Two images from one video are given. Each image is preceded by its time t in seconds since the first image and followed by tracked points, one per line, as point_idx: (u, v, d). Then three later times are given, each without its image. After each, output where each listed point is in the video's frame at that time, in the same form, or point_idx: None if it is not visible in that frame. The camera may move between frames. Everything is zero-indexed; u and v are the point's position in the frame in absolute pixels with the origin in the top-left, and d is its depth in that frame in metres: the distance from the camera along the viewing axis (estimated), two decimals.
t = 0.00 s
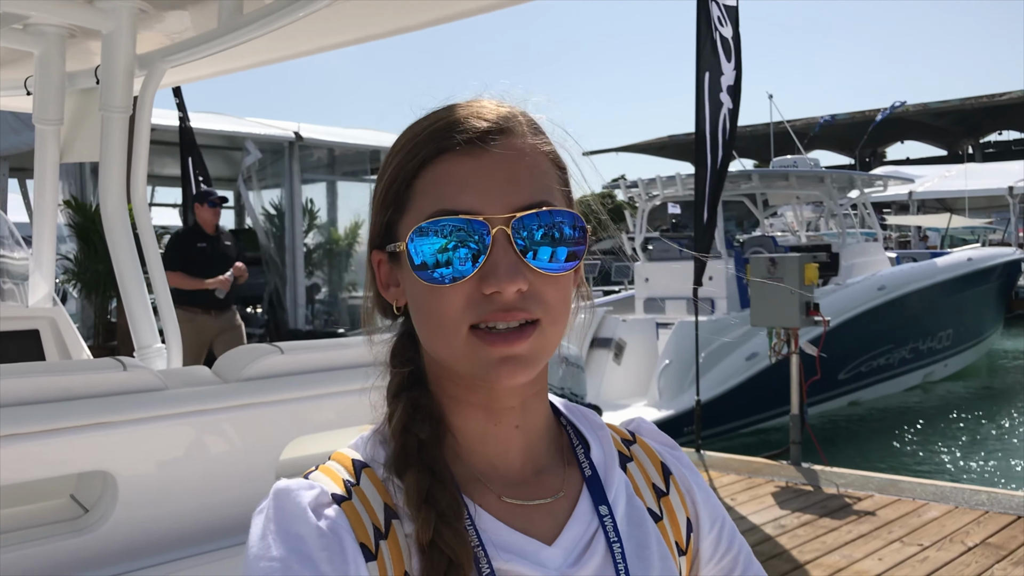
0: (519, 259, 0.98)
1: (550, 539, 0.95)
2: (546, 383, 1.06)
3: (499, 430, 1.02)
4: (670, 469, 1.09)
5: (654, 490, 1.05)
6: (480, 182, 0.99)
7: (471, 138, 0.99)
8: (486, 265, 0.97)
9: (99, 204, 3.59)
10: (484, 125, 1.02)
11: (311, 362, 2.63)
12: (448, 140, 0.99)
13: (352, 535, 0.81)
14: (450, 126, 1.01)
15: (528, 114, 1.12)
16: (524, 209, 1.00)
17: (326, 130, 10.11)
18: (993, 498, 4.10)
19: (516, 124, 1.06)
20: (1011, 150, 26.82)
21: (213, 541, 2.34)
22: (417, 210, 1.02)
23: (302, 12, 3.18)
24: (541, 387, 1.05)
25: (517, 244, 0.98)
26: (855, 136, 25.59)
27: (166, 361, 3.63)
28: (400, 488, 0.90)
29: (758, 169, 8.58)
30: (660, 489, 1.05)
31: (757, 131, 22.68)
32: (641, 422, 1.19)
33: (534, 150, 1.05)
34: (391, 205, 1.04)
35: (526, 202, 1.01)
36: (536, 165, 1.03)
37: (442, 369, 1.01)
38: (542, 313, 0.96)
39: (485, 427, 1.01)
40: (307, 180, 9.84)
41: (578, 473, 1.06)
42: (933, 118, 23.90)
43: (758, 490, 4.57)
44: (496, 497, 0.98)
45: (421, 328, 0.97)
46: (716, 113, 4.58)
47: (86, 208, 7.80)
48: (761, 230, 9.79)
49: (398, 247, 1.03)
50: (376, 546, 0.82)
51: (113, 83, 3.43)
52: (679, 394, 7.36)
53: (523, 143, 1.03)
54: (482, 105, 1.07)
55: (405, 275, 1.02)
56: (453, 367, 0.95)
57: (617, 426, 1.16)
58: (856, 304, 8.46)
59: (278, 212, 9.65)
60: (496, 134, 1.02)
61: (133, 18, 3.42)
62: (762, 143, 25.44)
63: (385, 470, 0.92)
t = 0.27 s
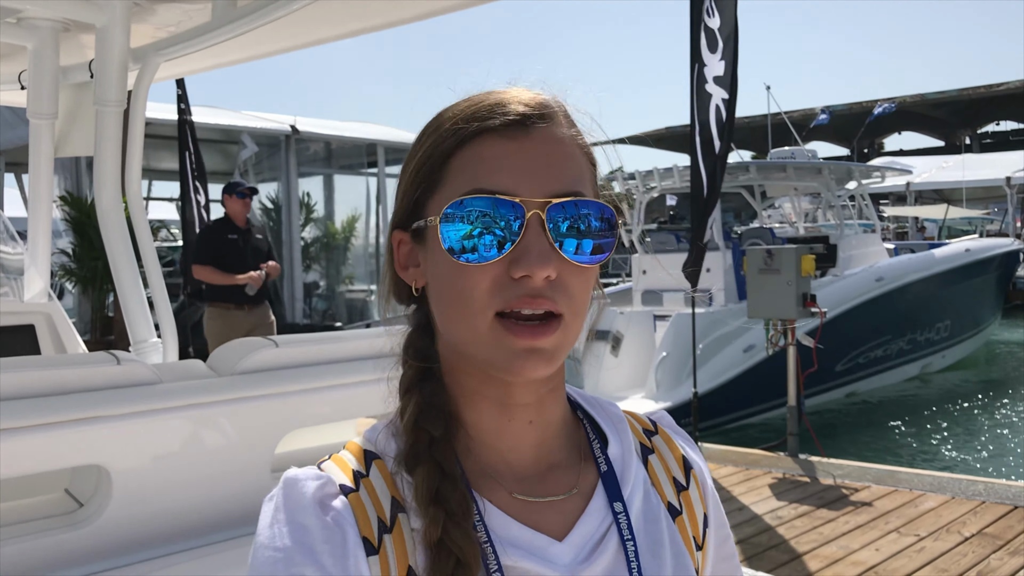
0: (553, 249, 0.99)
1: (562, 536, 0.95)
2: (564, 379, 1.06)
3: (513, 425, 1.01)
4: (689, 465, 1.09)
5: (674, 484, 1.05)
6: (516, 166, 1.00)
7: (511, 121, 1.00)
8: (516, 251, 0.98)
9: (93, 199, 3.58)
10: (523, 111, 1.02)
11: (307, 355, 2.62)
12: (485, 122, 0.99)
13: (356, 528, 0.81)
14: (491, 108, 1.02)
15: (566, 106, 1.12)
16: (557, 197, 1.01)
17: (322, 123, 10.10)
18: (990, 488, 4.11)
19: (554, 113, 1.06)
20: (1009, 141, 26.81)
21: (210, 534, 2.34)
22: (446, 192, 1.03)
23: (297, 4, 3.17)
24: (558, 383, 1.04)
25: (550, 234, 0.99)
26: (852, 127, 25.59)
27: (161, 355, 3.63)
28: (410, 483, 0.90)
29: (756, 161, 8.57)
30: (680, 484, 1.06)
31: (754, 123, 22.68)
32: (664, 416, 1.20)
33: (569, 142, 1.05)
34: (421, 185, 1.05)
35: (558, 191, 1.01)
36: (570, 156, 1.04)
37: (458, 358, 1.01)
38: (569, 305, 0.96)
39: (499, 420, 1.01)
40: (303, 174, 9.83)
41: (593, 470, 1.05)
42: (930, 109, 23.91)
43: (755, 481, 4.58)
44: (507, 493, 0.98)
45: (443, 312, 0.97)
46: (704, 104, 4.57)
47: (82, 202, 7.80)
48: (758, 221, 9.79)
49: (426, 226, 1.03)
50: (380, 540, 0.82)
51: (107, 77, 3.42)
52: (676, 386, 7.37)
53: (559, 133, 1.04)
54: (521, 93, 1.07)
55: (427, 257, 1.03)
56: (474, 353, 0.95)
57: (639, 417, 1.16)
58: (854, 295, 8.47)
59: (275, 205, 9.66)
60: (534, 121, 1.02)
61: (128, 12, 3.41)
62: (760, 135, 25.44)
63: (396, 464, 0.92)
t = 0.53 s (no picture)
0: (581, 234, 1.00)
1: (571, 520, 0.94)
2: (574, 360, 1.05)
3: (525, 406, 1.01)
4: (689, 450, 1.07)
5: (671, 470, 1.03)
6: (543, 153, 1.00)
7: (541, 108, 1.00)
8: (545, 233, 0.98)
9: (91, 194, 3.58)
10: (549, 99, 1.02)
11: (304, 350, 2.61)
12: (518, 108, 0.98)
13: (378, 512, 0.83)
14: (519, 94, 1.01)
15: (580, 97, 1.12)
16: (581, 182, 1.02)
17: (322, 117, 10.09)
18: (991, 481, 4.11)
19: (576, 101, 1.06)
20: (1010, 132, 26.75)
21: (206, 530, 2.35)
22: (472, 177, 1.01)
23: None
24: (569, 364, 1.03)
25: (577, 219, 1.00)
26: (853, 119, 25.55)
27: (160, 350, 3.63)
28: (426, 465, 0.91)
29: (757, 153, 8.55)
30: (677, 469, 1.04)
31: (755, 115, 22.65)
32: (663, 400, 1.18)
33: (590, 131, 1.05)
34: (445, 169, 1.03)
35: (583, 176, 1.02)
36: (592, 144, 1.04)
37: (478, 339, 1.00)
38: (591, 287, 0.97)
39: (515, 400, 1.00)
40: (304, 168, 9.82)
41: (597, 451, 1.04)
42: (933, 100, 23.85)
43: (755, 475, 4.58)
44: (518, 476, 0.98)
45: (466, 291, 0.96)
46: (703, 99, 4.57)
47: (82, 197, 7.81)
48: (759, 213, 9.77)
49: (448, 210, 1.01)
50: (404, 523, 0.84)
51: (104, 73, 3.41)
52: (677, 379, 7.37)
53: (583, 121, 1.04)
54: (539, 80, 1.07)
55: (451, 240, 1.01)
56: (499, 334, 0.95)
57: (637, 402, 1.14)
58: (855, 288, 8.46)
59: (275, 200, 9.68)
60: (561, 108, 1.02)
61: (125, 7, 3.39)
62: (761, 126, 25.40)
63: (412, 448, 0.92)
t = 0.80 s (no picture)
0: (569, 249, 1.01)
1: (584, 488, 0.97)
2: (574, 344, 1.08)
3: (524, 382, 1.05)
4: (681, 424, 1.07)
5: (661, 444, 1.04)
6: (547, 161, 1.02)
7: (551, 118, 1.01)
8: (536, 238, 0.99)
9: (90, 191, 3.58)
10: (565, 109, 1.03)
11: (303, 347, 2.61)
12: (526, 117, 1.00)
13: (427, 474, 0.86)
14: (537, 101, 1.03)
15: (613, 103, 1.12)
16: (581, 197, 1.03)
17: (323, 114, 10.08)
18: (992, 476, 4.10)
19: (599, 111, 1.06)
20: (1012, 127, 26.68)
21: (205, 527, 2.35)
22: (484, 172, 1.05)
23: None
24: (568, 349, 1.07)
25: (569, 228, 1.00)
26: (854, 115, 25.52)
27: (159, 348, 3.63)
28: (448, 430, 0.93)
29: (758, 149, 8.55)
30: (667, 442, 1.04)
31: (756, 111, 22.63)
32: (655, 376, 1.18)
33: (608, 144, 1.05)
34: (467, 161, 1.07)
35: (586, 191, 1.03)
36: (605, 155, 1.05)
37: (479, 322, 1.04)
38: (574, 295, 0.99)
39: (511, 379, 1.04)
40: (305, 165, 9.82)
41: (595, 425, 1.07)
42: (934, 96, 23.81)
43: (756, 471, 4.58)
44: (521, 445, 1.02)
45: (465, 276, 1.01)
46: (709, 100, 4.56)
47: (83, 195, 7.82)
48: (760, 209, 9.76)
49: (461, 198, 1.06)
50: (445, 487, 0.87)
51: (101, 70, 3.41)
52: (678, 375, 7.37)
53: (598, 133, 1.04)
54: (566, 87, 1.08)
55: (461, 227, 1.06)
56: (485, 324, 0.99)
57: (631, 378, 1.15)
58: (856, 283, 8.46)
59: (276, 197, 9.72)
60: (575, 121, 1.02)
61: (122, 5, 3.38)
62: (763, 122, 25.39)
63: (429, 409, 0.95)
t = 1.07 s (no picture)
0: (586, 222, 1.00)
1: (609, 488, 0.98)
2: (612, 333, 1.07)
3: (566, 381, 1.04)
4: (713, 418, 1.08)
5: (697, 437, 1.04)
6: (548, 153, 1.03)
7: (542, 113, 1.02)
8: (552, 221, 0.99)
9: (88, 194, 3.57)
10: (556, 101, 1.04)
11: (302, 348, 2.60)
12: (520, 116, 1.02)
13: (451, 477, 0.87)
14: (525, 101, 1.05)
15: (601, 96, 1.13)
16: (586, 174, 1.03)
17: (322, 115, 10.08)
18: (993, 476, 4.10)
19: (588, 100, 1.08)
20: (1012, 126, 26.66)
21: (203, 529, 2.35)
22: (492, 179, 1.06)
23: None
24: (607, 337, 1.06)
25: (582, 208, 1.00)
26: (854, 115, 25.51)
27: (158, 350, 3.63)
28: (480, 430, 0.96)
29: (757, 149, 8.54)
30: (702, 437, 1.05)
31: (756, 111, 22.62)
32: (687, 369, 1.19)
33: (600, 127, 1.07)
34: (473, 174, 1.08)
35: (590, 169, 1.03)
36: (600, 138, 1.06)
37: (515, 324, 1.03)
38: (605, 270, 0.98)
39: (554, 377, 1.03)
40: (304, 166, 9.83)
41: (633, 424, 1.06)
42: (934, 96, 23.79)
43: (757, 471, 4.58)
44: (559, 445, 1.02)
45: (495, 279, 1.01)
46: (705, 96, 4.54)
47: (83, 196, 7.84)
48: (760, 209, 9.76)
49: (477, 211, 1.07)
50: (470, 486, 0.88)
51: (99, 71, 3.40)
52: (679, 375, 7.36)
53: (590, 118, 1.05)
54: (557, 84, 1.09)
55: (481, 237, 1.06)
56: (521, 318, 0.98)
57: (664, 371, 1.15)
58: (857, 283, 8.46)
59: (277, 198, 9.70)
60: (563, 111, 1.04)
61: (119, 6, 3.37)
62: (762, 123, 25.38)
63: (464, 413, 0.97)
